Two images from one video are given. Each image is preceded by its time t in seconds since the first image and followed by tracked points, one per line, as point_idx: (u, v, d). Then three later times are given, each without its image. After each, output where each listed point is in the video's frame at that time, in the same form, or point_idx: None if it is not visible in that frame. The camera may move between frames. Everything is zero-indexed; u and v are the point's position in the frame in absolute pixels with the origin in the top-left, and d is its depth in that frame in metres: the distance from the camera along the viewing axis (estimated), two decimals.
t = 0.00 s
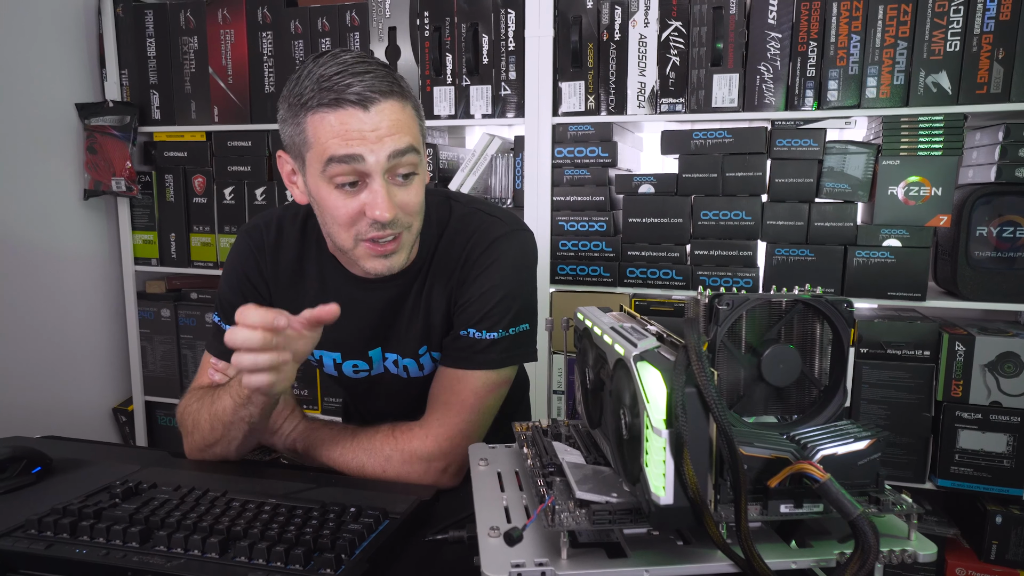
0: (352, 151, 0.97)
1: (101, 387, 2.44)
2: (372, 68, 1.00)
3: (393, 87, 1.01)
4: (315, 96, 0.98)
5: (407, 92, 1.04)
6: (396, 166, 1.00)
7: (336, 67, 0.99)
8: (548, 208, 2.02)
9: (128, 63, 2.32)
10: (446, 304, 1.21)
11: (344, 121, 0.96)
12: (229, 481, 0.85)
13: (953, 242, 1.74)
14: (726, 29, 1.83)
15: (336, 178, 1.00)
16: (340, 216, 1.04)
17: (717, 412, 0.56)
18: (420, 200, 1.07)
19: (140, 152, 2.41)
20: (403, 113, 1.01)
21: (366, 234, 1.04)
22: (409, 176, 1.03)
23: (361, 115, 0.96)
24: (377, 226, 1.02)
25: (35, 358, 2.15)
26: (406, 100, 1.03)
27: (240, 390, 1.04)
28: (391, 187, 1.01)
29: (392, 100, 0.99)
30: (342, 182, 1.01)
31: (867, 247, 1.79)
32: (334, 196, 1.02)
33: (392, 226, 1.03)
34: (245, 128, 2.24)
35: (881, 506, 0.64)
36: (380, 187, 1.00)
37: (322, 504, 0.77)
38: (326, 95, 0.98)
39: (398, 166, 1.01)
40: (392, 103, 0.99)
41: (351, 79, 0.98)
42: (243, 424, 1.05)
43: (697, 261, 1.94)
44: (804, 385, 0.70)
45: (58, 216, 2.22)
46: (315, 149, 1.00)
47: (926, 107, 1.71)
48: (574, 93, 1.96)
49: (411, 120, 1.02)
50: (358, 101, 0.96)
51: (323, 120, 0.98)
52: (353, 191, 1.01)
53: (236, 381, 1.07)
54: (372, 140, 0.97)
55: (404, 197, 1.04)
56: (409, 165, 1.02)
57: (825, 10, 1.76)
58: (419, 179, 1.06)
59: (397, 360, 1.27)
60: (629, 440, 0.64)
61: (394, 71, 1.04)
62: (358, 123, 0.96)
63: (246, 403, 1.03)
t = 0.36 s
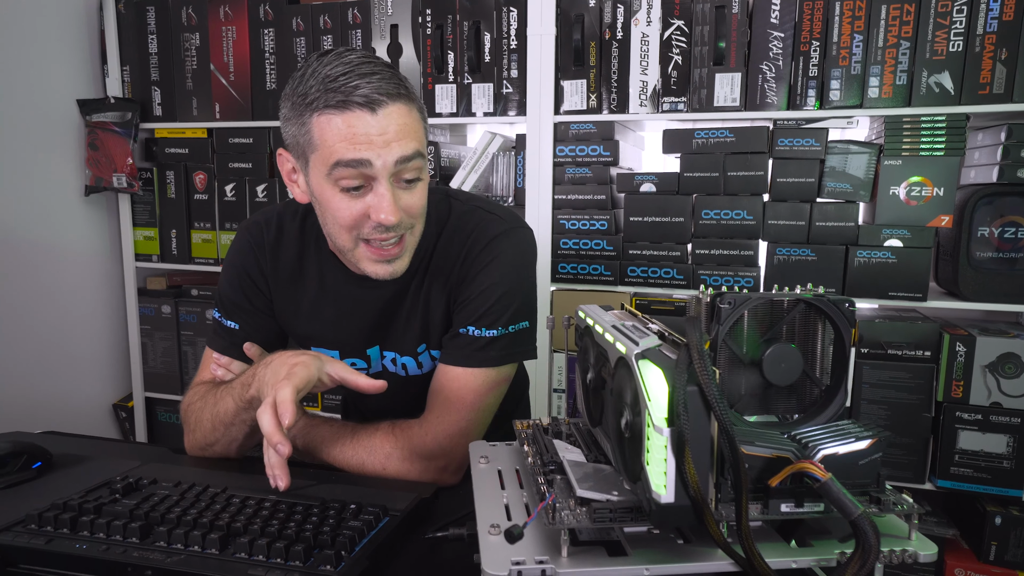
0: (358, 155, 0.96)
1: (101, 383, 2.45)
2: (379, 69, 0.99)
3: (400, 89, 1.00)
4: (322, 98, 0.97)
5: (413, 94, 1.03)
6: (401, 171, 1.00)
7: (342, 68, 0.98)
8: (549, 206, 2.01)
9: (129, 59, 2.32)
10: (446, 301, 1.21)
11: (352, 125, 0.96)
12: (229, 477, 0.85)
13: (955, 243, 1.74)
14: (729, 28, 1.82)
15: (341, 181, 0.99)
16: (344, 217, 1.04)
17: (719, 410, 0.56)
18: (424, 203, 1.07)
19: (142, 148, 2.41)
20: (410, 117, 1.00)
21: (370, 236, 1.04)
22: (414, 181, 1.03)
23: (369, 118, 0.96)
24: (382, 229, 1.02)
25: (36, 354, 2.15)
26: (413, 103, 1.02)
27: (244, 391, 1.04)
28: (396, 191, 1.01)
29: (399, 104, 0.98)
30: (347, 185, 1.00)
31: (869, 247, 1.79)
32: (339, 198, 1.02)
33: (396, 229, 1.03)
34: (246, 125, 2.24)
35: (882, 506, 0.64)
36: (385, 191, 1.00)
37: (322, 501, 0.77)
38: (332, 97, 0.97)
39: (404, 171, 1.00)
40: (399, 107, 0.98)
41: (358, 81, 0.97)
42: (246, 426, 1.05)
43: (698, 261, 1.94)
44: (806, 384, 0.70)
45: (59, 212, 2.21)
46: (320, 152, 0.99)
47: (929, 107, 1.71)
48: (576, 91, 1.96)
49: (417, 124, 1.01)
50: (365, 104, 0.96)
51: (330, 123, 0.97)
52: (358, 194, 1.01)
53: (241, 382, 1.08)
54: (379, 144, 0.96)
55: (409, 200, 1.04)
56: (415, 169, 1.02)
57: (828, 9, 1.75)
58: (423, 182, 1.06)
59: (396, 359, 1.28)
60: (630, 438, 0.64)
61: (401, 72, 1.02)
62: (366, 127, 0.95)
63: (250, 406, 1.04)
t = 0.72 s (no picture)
0: (368, 159, 0.96)
1: (101, 380, 2.45)
2: (390, 73, 0.99)
3: (411, 94, 1.00)
4: (332, 101, 0.97)
5: (423, 99, 1.03)
6: (411, 175, 1.00)
7: (353, 72, 0.98)
8: (550, 206, 2.01)
9: (130, 56, 2.31)
10: (446, 300, 1.21)
11: (362, 130, 0.95)
12: (230, 475, 0.85)
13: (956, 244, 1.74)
14: (731, 28, 1.82)
15: (350, 184, 0.99)
16: (354, 221, 1.04)
17: (720, 409, 0.56)
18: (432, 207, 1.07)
19: (142, 145, 2.41)
20: (420, 122, 0.99)
21: (379, 240, 1.04)
22: (422, 185, 1.03)
23: (380, 123, 0.95)
24: (390, 233, 1.02)
25: (36, 351, 2.15)
26: (422, 107, 1.02)
27: (244, 386, 1.04)
28: (405, 196, 1.01)
29: (409, 109, 0.98)
30: (356, 188, 1.00)
31: (870, 248, 1.79)
32: (347, 201, 1.02)
33: (405, 233, 1.03)
34: (247, 123, 2.23)
35: (882, 506, 0.64)
36: (395, 195, 1.00)
37: (322, 499, 0.77)
38: (343, 101, 0.97)
39: (414, 176, 1.00)
40: (410, 112, 0.98)
41: (369, 86, 0.96)
42: (247, 420, 1.05)
43: (699, 261, 1.94)
44: (807, 384, 0.69)
45: (59, 209, 2.21)
46: (329, 155, 0.99)
47: (930, 108, 1.71)
48: (578, 91, 1.96)
49: (426, 129, 1.01)
50: (376, 109, 0.95)
51: (340, 127, 0.96)
52: (367, 198, 1.01)
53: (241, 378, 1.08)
54: (389, 149, 0.96)
55: (417, 205, 1.03)
56: (424, 174, 1.01)
57: (830, 9, 1.75)
58: (431, 187, 1.05)
59: (396, 358, 1.28)
60: (632, 437, 0.64)
61: (410, 76, 1.02)
62: (376, 132, 0.95)
63: (251, 400, 1.04)
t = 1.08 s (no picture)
0: (373, 152, 0.96)
1: (100, 378, 2.45)
2: (397, 69, 1.00)
3: (417, 90, 1.00)
4: (340, 94, 0.98)
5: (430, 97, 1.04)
6: (415, 171, 1.00)
7: (361, 66, 0.99)
8: (551, 205, 2.01)
9: (130, 55, 2.31)
10: (448, 300, 1.21)
11: (369, 123, 0.96)
12: (230, 475, 0.85)
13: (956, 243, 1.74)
14: (731, 27, 1.82)
15: (354, 177, 0.99)
16: (356, 215, 1.03)
17: (721, 410, 0.56)
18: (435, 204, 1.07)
19: (142, 144, 2.40)
20: (426, 118, 1.00)
21: (381, 235, 1.03)
22: (427, 181, 1.03)
23: (386, 117, 0.96)
24: (393, 228, 1.02)
25: (35, 350, 2.15)
26: (429, 105, 1.02)
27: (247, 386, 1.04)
28: (410, 191, 1.01)
29: (416, 104, 0.99)
30: (360, 181, 1.00)
31: (870, 248, 1.79)
32: (350, 195, 1.02)
33: (407, 228, 1.03)
34: (247, 121, 2.23)
35: (884, 506, 0.64)
36: (399, 190, 0.99)
37: (322, 499, 0.77)
38: (350, 94, 0.97)
39: (418, 171, 1.00)
40: (416, 107, 0.98)
41: (377, 81, 0.97)
42: (249, 419, 1.05)
43: (699, 260, 1.94)
44: (808, 385, 0.69)
45: (59, 207, 2.21)
46: (335, 148, 0.99)
47: (931, 108, 1.71)
48: (578, 90, 1.96)
49: (432, 125, 1.02)
50: (383, 103, 0.96)
51: (347, 120, 0.97)
52: (371, 192, 1.01)
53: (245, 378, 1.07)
54: (395, 143, 0.96)
55: (420, 201, 1.03)
56: (428, 170, 1.01)
57: (831, 8, 1.75)
58: (435, 185, 1.05)
59: (398, 356, 1.27)
60: (632, 437, 0.64)
61: (419, 74, 1.03)
62: (383, 125, 0.96)
63: (254, 399, 1.03)
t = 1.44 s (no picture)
0: (340, 126, 0.98)
1: (99, 380, 2.44)
2: (375, 52, 1.02)
3: (393, 71, 1.02)
4: (315, 74, 1.01)
5: (411, 82, 1.05)
6: (385, 148, 1.01)
7: (336, 48, 1.02)
8: (549, 204, 2.01)
9: (127, 55, 2.31)
10: (446, 299, 1.21)
11: (338, 98, 0.98)
12: (228, 476, 0.85)
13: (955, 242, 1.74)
14: (729, 26, 1.82)
15: (325, 153, 1.01)
16: (329, 194, 1.04)
17: (720, 410, 0.56)
18: (411, 187, 1.06)
19: (140, 144, 2.40)
20: (399, 97, 1.01)
21: (352, 215, 1.03)
22: (399, 161, 1.03)
23: (355, 93, 0.98)
24: (362, 206, 1.02)
25: (34, 351, 2.15)
26: (407, 87, 1.03)
27: (333, 417, 1.05)
28: (379, 167, 1.01)
29: (388, 83, 1.00)
30: (332, 157, 1.02)
31: (869, 247, 1.79)
32: (323, 173, 1.03)
33: (377, 208, 1.02)
34: (245, 122, 2.23)
35: (883, 506, 0.64)
36: (367, 165, 1.00)
37: (320, 500, 0.76)
38: (323, 72, 1.00)
39: (388, 148, 1.01)
40: (388, 86, 1.00)
41: (349, 60, 0.99)
42: (321, 443, 1.08)
43: (697, 259, 1.93)
44: (807, 384, 0.69)
45: (57, 208, 2.21)
46: (309, 126, 1.02)
47: (930, 106, 1.71)
48: (576, 90, 1.95)
49: (407, 105, 1.02)
50: (353, 79, 0.98)
51: (319, 97, 1.00)
52: (342, 169, 1.02)
53: (320, 404, 1.07)
54: (362, 117, 0.98)
55: (393, 181, 1.03)
56: (400, 148, 1.02)
57: (829, 8, 1.74)
58: (412, 168, 1.05)
59: (397, 356, 1.29)
60: (632, 438, 0.64)
61: (400, 59, 1.04)
62: (351, 99, 0.98)
63: (340, 429, 1.06)
